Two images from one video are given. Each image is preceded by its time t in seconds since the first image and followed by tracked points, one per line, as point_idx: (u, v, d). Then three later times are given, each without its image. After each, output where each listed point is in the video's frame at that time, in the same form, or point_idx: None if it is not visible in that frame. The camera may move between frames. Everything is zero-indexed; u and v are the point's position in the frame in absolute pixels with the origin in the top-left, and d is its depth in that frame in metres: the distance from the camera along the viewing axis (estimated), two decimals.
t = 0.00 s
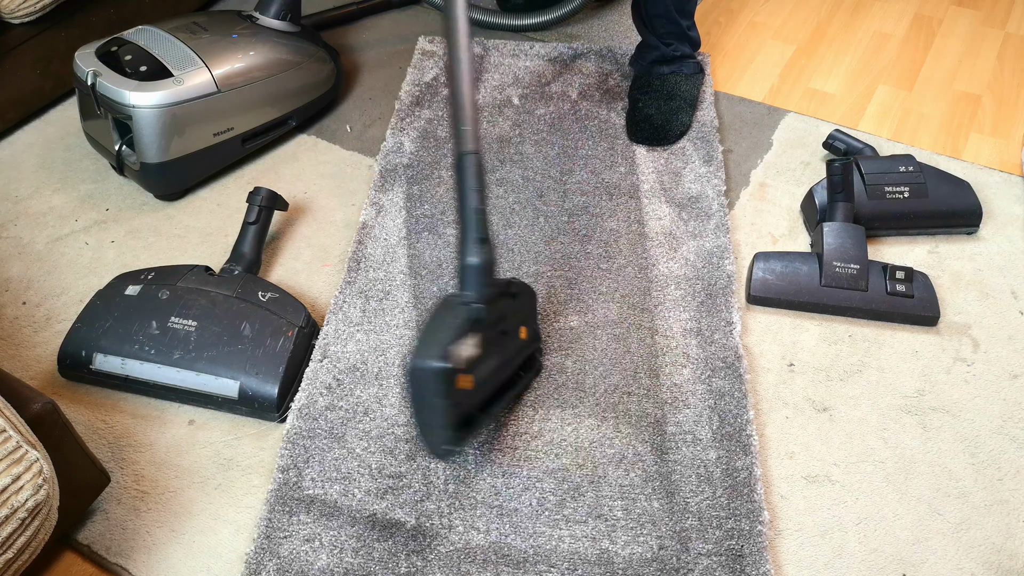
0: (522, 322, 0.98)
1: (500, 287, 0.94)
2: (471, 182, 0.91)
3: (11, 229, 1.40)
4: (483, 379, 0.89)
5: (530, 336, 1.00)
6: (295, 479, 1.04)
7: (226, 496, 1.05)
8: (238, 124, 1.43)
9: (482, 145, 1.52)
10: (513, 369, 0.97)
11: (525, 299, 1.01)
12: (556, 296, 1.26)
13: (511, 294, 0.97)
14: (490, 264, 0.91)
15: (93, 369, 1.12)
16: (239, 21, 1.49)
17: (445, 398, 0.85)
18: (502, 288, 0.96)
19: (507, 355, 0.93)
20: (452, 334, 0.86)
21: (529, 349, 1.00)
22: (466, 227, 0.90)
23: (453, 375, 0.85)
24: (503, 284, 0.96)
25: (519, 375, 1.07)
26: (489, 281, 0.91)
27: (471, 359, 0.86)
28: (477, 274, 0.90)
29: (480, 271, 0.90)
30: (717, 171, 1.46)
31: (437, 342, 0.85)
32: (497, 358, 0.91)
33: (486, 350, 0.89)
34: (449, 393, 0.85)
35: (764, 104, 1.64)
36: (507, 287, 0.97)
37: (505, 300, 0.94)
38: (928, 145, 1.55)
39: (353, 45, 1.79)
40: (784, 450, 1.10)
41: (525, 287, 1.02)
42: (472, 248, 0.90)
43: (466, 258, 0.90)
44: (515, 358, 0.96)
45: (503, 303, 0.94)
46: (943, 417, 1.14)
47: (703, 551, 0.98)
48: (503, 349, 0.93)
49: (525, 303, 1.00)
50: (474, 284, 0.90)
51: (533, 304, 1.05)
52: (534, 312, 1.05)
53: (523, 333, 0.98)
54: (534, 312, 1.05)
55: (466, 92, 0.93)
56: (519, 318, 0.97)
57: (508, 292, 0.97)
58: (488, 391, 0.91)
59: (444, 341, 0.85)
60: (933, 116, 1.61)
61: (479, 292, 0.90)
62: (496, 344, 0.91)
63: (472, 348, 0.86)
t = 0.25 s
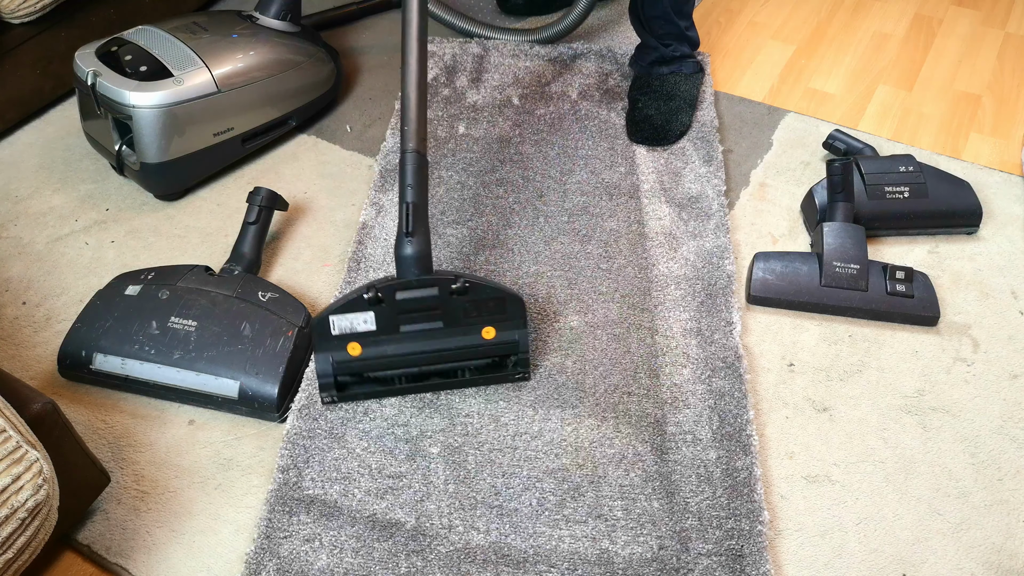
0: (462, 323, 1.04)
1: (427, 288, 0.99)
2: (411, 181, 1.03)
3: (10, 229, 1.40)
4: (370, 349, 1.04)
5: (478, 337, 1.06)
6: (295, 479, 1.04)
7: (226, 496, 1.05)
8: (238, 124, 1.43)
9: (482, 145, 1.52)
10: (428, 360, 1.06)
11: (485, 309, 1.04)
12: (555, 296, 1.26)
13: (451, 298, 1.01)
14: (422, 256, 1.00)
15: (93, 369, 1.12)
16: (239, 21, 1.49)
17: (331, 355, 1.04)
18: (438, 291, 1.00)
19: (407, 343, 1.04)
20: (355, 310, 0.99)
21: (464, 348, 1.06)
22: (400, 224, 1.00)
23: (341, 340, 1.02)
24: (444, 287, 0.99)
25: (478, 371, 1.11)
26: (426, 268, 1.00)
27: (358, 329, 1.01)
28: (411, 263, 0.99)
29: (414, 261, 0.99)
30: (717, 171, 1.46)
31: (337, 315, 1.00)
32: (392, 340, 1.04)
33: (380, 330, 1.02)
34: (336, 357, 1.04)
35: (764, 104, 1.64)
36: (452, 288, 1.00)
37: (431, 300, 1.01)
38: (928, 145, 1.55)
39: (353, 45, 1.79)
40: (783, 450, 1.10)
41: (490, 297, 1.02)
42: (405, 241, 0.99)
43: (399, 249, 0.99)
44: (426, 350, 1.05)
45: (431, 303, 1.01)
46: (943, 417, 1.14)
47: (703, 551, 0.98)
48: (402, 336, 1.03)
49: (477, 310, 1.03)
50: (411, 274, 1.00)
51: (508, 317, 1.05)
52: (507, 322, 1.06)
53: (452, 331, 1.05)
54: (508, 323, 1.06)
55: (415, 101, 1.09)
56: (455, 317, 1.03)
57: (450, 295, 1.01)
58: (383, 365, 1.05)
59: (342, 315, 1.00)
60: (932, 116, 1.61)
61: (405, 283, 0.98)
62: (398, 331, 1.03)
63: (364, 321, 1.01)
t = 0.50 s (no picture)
0: (463, 319, 1.06)
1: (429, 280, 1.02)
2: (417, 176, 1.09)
3: (10, 229, 1.40)
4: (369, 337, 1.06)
5: (478, 336, 1.07)
6: (295, 479, 1.04)
7: (226, 496, 1.05)
8: (238, 124, 1.43)
9: (482, 146, 1.52)
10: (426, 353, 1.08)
11: (486, 307, 1.05)
12: (555, 296, 1.26)
13: (454, 293, 1.03)
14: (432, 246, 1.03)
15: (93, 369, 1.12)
16: (239, 21, 1.49)
17: (331, 341, 1.06)
18: (441, 284, 1.02)
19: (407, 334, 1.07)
20: (357, 297, 1.02)
21: (462, 347, 1.07)
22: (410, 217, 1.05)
23: (341, 326, 1.05)
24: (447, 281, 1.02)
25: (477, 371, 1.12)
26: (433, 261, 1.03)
27: (358, 315, 1.04)
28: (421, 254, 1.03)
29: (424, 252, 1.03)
30: (717, 171, 1.46)
31: (340, 301, 1.03)
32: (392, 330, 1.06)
33: (380, 318, 1.05)
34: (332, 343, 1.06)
35: (764, 104, 1.64)
36: (456, 283, 1.02)
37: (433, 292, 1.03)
38: (928, 145, 1.55)
39: (353, 45, 1.79)
40: (783, 450, 1.10)
41: (494, 295, 1.04)
42: (415, 233, 1.03)
43: (409, 240, 1.03)
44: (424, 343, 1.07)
45: (433, 296, 1.03)
46: (943, 417, 1.14)
47: (703, 551, 0.98)
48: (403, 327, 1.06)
49: (476, 308, 1.05)
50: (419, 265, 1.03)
51: (509, 317, 1.06)
52: (507, 323, 1.07)
53: (452, 326, 1.07)
54: (507, 324, 1.07)
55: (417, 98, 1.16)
56: (456, 311, 1.05)
57: (453, 290, 1.03)
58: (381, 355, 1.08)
59: (345, 302, 1.03)
60: (932, 116, 1.61)
61: (408, 273, 1.01)
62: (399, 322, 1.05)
63: (364, 308, 1.03)
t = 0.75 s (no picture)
0: (495, 292, 1.08)
1: (476, 247, 1.11)
2: (462, 158, 1.21)
3: (10, 229, 1.40)
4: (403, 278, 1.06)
5: (502, 315, 1.07)
6: (295, 479, 1.04)
7: (226, 496, 1.05)
8: (238, 124, 1.43)
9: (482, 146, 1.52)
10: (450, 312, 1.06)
11: (520, 289, 1.10)
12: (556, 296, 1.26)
13: (493, 269, 1.10)
14: (484, 220, 1.17)
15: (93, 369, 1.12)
16: (239, 21, 1.48)
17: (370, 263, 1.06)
18: (484, 254, 1.10)
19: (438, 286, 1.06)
20: (409, 238, 1.08)
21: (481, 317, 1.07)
22: (463, 197, 1.19)
23: (380, 256, 1.07)
24: (491, 252, 1.11)
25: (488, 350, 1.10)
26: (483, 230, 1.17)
27: (402, 252, 1.07)
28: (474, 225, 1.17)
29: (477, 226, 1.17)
30: (717, 171, 1.46)
31: (394, 234, 1.08)
32: (426, 280, 1.06)
33: (421, 266, 1.07)
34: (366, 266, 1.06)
35: (764, 104, 1.64)
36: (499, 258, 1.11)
37: (476, 256, 1.09)
38: (928, 145, 1.55)
39: (353, 45, 1.79)
40: (783, 450, 1.10)
41: (524, 282, 1.10)
42: (470, 212, 1.17)
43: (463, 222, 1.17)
44: (452, 300, 1.06)
45: (475, 261, 1.09)
46: (943, 417, 1.14)
47: (703, 551, 0.98)
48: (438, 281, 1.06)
49: (507, 286, 1.09)
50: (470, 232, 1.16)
51: (533, 305, 1.09)
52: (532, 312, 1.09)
53: (482, 289, 1.07)
54: (530, 312, 1.09)
55: (444, 82, 1.24)
56: (489, 282, 1.08)
57: (494, 266, 1.10)
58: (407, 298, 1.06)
59: (397, 236, 1.08)
60: (933, 116, 1.61)
61: (459, 235, 1.11)
62: (436, 274, 1.07)
63: (411, 249, 1.08)
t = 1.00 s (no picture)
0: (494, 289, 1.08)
1: (474, 245, 1.11)
2: (458, 158, 1.22)
3: (10, 229, 1.40)
4: (403, 275, 1.07)
5: (500, 312, 1.07)
6: (295, 479, 1.04)
7: (226, 496, 1.05)
8: (238, 124, 1.43)
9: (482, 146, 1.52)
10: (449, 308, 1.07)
11: (518, 286, 1.09)
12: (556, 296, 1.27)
13: (492, 266, 1.10)
14: (481, 221, 1.18)
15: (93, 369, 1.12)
16: (239, 21, 1.48)
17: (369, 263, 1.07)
18: (483, 251, 1.10)
19: (437, 284, 1.07)
20: (408, 236, 1.09)
21: (480, 314, 1.07)
22: (458, 198, 1.19)
23: (379, 256, 1.07)
24: (489, 250, 1.11)
25: (490, 345, 1.09)
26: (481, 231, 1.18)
27: (402, 251, 1.08)
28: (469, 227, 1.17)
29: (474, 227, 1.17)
30: (717, 171, 1.46)
31: (393, 233, 1.08)
32: (426, 278, 1.07)
33: (420, 264, 1.08)
34: (366, 267, 1.07)
35: (764, 104, 1.64)
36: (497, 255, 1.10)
37: (474, 255, 1.10)
38: (928, 144, 1.55)
39: (353, 45, 1.79)
40: (783, 451, 1.10)
41: (523, 279, 1.10)
42: (467, 212, 1.18)
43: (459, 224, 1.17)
44: (451, 297, 1.07)
45: (473, 260, 1.10)
46: (943, 417, 1.14)
47: (703, 551, 0.98)
48: (437, 279, 1.07)
49: (505, 284, 1.09)
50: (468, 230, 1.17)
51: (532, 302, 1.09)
52: (531, 308, 1.09)
53: (481, 286, 1.08)
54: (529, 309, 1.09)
55: (441, 88, 1.26)
56: (489, 280, 1.09)
57: (492, 263, 1.10)
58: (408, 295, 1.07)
59: (396, 236, 1.08)
60: (933, 116, 1.61)
61: (458, 232, 1.11)
62: (435, 272, 1.07)
63: (410, 248, 1.08)
